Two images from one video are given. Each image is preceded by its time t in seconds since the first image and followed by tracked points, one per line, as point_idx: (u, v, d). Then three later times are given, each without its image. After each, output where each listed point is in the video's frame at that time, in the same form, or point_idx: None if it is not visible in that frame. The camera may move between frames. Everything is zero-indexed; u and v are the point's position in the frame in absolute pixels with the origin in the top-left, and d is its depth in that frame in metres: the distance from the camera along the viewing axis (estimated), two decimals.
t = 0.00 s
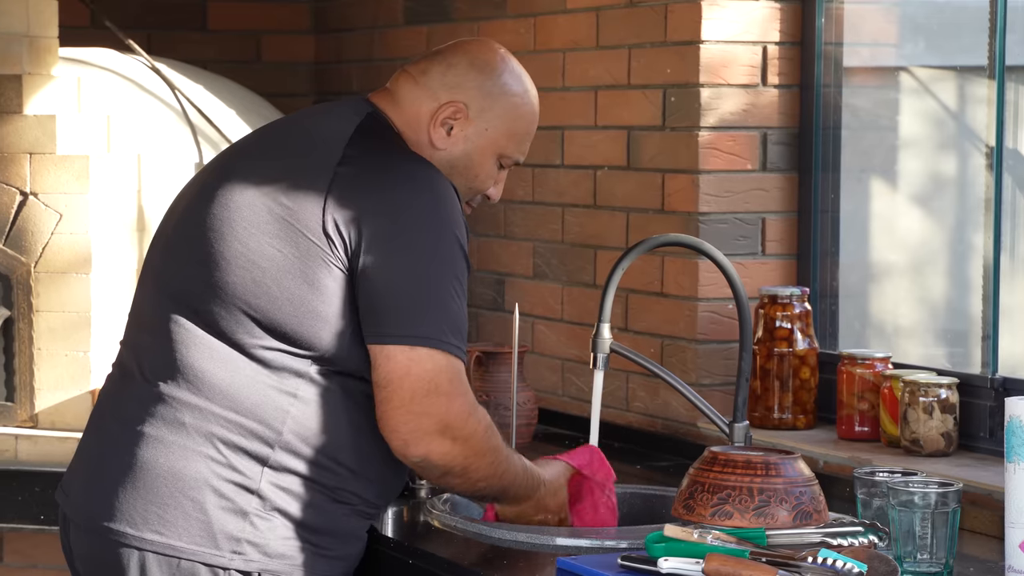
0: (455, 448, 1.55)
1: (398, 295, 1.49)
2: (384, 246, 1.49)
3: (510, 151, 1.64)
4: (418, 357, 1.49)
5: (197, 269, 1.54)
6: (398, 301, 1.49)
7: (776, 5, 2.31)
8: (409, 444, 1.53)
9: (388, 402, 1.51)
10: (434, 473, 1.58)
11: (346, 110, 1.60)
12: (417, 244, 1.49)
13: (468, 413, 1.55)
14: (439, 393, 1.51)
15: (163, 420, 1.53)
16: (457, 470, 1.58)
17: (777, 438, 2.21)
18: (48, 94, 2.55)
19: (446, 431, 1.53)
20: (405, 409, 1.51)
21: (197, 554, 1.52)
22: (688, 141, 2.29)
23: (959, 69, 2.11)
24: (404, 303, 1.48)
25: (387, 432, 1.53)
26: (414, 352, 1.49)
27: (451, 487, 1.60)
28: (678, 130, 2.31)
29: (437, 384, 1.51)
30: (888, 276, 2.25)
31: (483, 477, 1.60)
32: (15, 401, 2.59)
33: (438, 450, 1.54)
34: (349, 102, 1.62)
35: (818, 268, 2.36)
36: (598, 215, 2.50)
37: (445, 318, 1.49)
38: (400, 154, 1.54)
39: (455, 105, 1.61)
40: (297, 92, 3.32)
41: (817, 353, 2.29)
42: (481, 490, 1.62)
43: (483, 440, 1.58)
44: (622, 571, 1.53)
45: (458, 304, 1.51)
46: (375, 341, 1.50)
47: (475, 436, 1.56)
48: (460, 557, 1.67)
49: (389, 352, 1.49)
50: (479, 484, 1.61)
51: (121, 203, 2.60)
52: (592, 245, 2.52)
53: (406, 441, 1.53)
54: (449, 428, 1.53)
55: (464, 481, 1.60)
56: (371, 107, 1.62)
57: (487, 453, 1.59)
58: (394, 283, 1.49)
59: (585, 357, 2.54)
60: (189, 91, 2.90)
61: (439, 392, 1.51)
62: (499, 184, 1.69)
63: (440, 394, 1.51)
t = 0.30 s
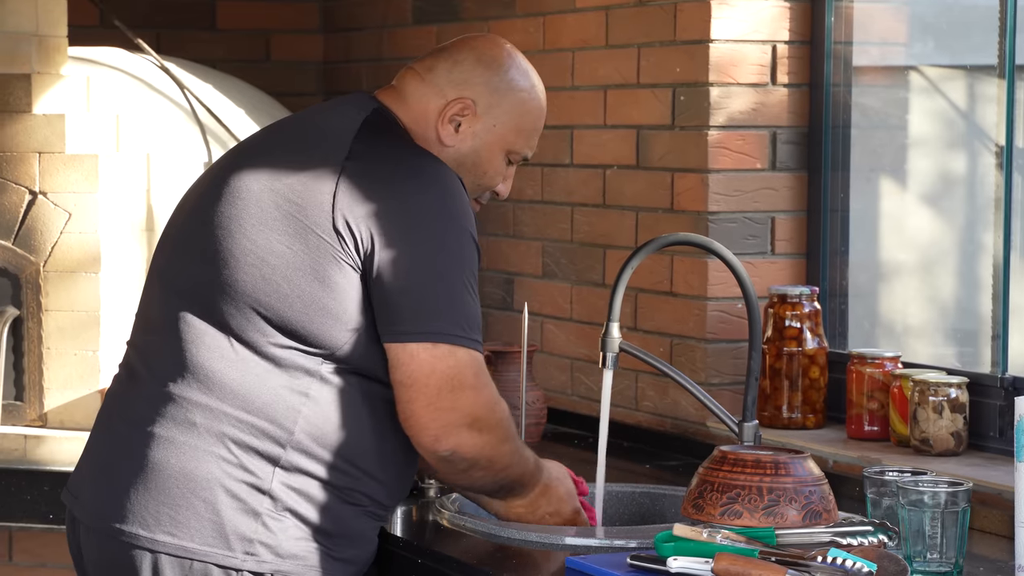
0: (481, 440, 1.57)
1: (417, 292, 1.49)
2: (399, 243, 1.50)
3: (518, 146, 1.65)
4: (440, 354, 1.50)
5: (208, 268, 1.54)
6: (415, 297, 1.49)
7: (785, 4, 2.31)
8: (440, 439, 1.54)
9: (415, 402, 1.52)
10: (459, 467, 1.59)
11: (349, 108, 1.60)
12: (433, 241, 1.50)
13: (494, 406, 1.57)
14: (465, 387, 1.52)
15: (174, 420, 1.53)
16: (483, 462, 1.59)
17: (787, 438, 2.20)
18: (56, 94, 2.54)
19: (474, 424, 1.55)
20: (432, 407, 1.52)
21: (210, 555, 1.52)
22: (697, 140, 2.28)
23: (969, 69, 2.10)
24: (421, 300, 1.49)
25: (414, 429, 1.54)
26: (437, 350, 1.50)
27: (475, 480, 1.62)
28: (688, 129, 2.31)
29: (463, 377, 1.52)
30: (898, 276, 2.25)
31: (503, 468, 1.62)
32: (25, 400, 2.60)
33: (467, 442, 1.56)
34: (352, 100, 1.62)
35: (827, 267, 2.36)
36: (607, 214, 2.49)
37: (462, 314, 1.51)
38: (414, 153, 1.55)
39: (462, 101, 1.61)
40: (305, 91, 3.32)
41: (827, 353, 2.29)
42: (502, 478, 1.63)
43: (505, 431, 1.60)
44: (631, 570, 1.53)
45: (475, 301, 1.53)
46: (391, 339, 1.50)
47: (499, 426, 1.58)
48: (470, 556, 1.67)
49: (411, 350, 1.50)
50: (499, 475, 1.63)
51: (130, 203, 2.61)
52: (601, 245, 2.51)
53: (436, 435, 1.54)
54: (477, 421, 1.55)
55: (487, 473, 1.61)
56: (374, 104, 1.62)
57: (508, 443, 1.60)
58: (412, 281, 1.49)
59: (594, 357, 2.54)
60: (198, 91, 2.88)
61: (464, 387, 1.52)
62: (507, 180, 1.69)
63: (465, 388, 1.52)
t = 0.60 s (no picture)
0: (515, 435, 1.58)
1: (440, 292, 1.50)
2: (421, 242, 1.50)
3: (531, 142, 1.65)
4: (464, 352, 1.51)
5: (228, 269, 1.53)
6: (437, 297, 1.50)
7: (792, 3, 2.30)
8: (472, 436, 1.56)
9: (443, 401, 1.53)
10: (497, 464, 1.61)
11: (361, 106, 1.60)
12: (455, 239, 1.50)
13: (523, 397, 1.57)
14: (492, 383, 1.53)
15: (196, 421, 1.52)
16: (521, 457, 1.61)
17: (794, 437, 2.20)
18: (65, 92, 2.56)
19: (504, 419, 1.56)
20: (461, 405, 1.53)
21: (237, 556, 1.51)
22: (705, 139, 2.28)
23: (976, 68, 2.10)
24: (445, 299, 1.50)
25: (446, 429, 1.55)
26: (462, 347, 1.50)
27: (517, 476, 1.64)
28: (695, 128, 2.30)
29: (490, 373, 1.53)
30: (905, 275, 2.24)
31: (542, 463, 1.63)
32: (32, 399, 2.59)
33: (500, 438, 1.57)
34: (364, 98, 1.62)
35: (835, 267, 2.36)
36: (614, 213, 2.49)
37: (484, 310, 1.51)
38: (430, 151, 1.55)
39: (476, 97, 1.62)
40: (313, 91, 3.33)
41: (834, 352, 2.28)
42: (546, 474, 1.65)
43: (540, 425, 1.61)
44: (639, 570, 1.53)
45: (496, 297, 1.53)
46: (415, 340, 1.51)
47: (532, 420, 1.59)
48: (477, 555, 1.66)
49: (437, 348, 1.50)
50: (539, 472, 1.64)
51: (138, 202, 2.61)
52: (608, 244, 2.51)
53: (467, 432, 1.55)
54: (505, 415, 1.56)
55: (528, 468, 1.63)
56: (386, 102, 1.61)
57: (546, 437, 1.62)
58: (435, 281, 1.50)
59: (602, 356, 2.54)
60: (205, 90, 2.92)
61: (492, 382, 1.53)
62: (519, 177, 1.70)
63: (493, 384, 1.53)
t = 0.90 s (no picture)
0: (557, 426, 1.63)
1: (473, 293, 1.51)
2: (446, 242, 1.50)
3: (537, 140, 1.65)
4: (502, 349, 1.53)
5: (250, 269, 1.51)
6: (469, 297, 1.51)
7: (795, 2, 2.30)
8: (519, 426, 1.60)
9: (488, 397, 1.56)
10: (540, 459, 1.65)
11: (372, 106, 1.60)
12: (480, 238, 1.51)
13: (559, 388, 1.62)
14: (534, 375, 1.57)
15: (217, 423, 1.50)
16: (562, 451, 1.65)
17: (797, 437, 2.20)
18: (67, 92, 2.56)
19: (547, 409, 1.61)
20: (505, 399, 1.57)
21: (262, 559, 1.50)
22: (708, 139, 2.28)
23: (979, 68, 2.09)
24: (475, 299, 1.51)
25: (491, 424, 1.59)
26: (498, 345, 1.53)
27: (553, 476, 1.67)
28: (698, 128, 2.30)
29: (530, 364, 1.56)
30: (909, 275, 2.24)
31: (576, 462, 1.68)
32: (34, 399, 2.59)
33: (544, 428, 1.62)
34: (373, 97, 1.62)
35: (838, 267, 2.36)
36: (617, 213, 2.49)
37: (512, 306, 1.53)
38: (443, 151, 1.56)
39: (484, 94, 1.62)
40: (316, 91, 3.34)
41: (837, 352, 2.28)
42: (579, 478, 1.70)
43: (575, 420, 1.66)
44: (641, 569, 1.53)
45: (521, 293, 1.55)
46: (449, 341, 1.52)
47: (568, 414, 1.65)
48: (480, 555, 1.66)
49: (473, 347, 1.52)
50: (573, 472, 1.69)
51: (140, 202, 2.61)
52: (611, 244, 2.51)
53: (513, 423, 1.59)
54: (547, 405, 1.61)
55: (569, 466, 1.68)
56: (397, 102, 1.62)
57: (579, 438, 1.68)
58: (461, 279, 1.51)
59: (604, 356, 2.54)
60: (208, 90, 2.92)
61: (534, 375, 1.57)
62: (524, 176, 1.70)
63: (535, 376, 1.57)
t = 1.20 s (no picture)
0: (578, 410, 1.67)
1: (503, 295, 1.53)
2: (469, 244, 1.52)
3: (538, 143, 1.66)
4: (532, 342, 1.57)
5: (264, 270, 1.50)
6: (496, 298, 1.53)
7: (794, 2, 2.30)
8: (553, 414, 1.63)
9: (522, 390, 1.59)
10: (565, 446, 1.68)
11: (375, 109, 1.59)
12: (498, 239, 1.52)
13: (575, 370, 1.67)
14: (559, 362, 1.61)
15: (231, 425, 1.49)
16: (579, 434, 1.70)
17: (795, 437, 2.20)
18: (65, 92, 2.56)
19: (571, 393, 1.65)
20: (538, 390, 1.60)
21: (277, 562, 1.49)
22: (706, 139, 2.28)
23: (979, 68, 2.09)
24: (499, 297, 1.54)
25: (527, 415, 1.62)
26: (523, 343, 1.56)
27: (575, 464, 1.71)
28: (697, 128, 2.30)
29: (559, 351, 1.60)
30: (908, 275, 2.24)
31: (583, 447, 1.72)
32: (32, 399, 2.59)
33: (571, 411, 1.66)
34: (376, 99, 1.61)
35: (837, 267, 2.36)
36: (616, 213, 2.49)
37: (533, 300, 1.56)
38: (455, 152, 1.56)
39: (488, 97, 1.62)
40: (315, 91, 3.33)
41: (836, 352, 2.28)
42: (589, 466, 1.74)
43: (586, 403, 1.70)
44: (639, 570, 1.53)
45: (539, 284, 1.58)
46: (476, 343, 1.55)
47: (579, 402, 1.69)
48: (478, 555, 1.66)
49: (499, 342, 1.55)
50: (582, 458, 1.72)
51: (138, 203, 2.61)
52: (610, 244, 2.51)
53: (548, 411, 1.62)
54: (571, 388, 1.65)
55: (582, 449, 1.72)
56: (404, 104, 1.61)
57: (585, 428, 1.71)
58: (485, 280, 1.52)
59: (603, 356, 2.54)
60: (207, 90, 2.92)
61: (559, 362, 1.61)
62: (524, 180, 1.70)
63: (560, 362, 1.61)
